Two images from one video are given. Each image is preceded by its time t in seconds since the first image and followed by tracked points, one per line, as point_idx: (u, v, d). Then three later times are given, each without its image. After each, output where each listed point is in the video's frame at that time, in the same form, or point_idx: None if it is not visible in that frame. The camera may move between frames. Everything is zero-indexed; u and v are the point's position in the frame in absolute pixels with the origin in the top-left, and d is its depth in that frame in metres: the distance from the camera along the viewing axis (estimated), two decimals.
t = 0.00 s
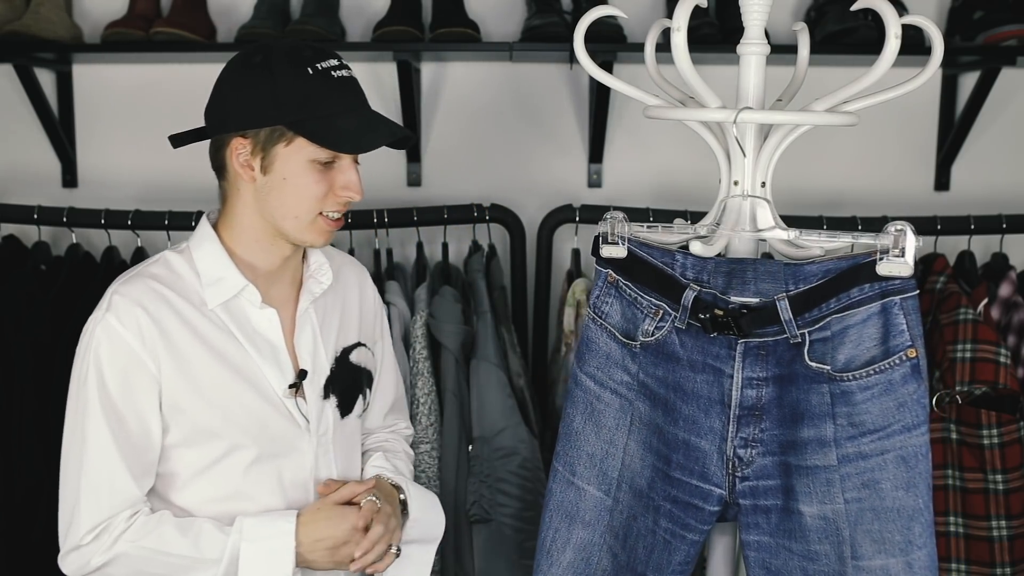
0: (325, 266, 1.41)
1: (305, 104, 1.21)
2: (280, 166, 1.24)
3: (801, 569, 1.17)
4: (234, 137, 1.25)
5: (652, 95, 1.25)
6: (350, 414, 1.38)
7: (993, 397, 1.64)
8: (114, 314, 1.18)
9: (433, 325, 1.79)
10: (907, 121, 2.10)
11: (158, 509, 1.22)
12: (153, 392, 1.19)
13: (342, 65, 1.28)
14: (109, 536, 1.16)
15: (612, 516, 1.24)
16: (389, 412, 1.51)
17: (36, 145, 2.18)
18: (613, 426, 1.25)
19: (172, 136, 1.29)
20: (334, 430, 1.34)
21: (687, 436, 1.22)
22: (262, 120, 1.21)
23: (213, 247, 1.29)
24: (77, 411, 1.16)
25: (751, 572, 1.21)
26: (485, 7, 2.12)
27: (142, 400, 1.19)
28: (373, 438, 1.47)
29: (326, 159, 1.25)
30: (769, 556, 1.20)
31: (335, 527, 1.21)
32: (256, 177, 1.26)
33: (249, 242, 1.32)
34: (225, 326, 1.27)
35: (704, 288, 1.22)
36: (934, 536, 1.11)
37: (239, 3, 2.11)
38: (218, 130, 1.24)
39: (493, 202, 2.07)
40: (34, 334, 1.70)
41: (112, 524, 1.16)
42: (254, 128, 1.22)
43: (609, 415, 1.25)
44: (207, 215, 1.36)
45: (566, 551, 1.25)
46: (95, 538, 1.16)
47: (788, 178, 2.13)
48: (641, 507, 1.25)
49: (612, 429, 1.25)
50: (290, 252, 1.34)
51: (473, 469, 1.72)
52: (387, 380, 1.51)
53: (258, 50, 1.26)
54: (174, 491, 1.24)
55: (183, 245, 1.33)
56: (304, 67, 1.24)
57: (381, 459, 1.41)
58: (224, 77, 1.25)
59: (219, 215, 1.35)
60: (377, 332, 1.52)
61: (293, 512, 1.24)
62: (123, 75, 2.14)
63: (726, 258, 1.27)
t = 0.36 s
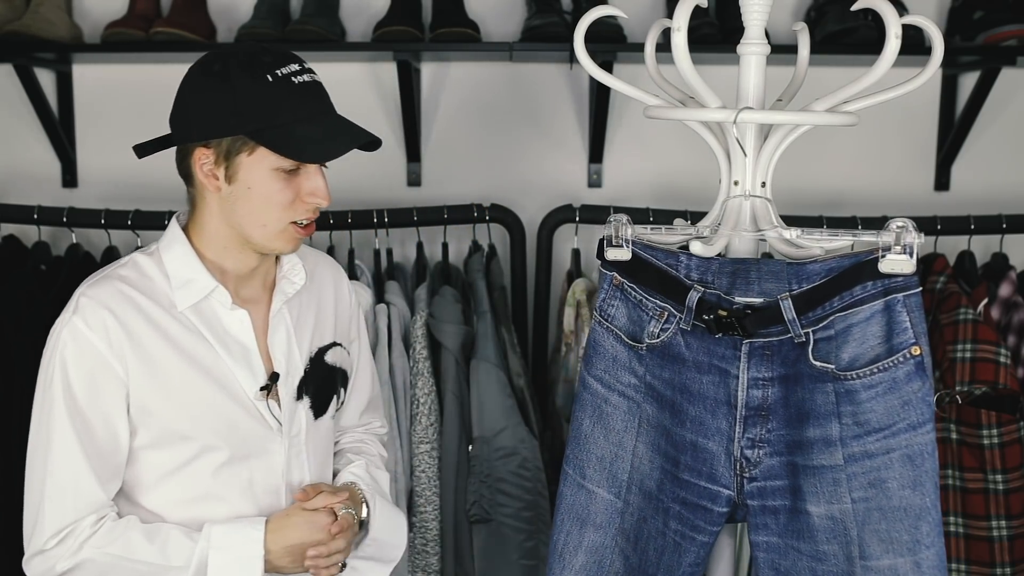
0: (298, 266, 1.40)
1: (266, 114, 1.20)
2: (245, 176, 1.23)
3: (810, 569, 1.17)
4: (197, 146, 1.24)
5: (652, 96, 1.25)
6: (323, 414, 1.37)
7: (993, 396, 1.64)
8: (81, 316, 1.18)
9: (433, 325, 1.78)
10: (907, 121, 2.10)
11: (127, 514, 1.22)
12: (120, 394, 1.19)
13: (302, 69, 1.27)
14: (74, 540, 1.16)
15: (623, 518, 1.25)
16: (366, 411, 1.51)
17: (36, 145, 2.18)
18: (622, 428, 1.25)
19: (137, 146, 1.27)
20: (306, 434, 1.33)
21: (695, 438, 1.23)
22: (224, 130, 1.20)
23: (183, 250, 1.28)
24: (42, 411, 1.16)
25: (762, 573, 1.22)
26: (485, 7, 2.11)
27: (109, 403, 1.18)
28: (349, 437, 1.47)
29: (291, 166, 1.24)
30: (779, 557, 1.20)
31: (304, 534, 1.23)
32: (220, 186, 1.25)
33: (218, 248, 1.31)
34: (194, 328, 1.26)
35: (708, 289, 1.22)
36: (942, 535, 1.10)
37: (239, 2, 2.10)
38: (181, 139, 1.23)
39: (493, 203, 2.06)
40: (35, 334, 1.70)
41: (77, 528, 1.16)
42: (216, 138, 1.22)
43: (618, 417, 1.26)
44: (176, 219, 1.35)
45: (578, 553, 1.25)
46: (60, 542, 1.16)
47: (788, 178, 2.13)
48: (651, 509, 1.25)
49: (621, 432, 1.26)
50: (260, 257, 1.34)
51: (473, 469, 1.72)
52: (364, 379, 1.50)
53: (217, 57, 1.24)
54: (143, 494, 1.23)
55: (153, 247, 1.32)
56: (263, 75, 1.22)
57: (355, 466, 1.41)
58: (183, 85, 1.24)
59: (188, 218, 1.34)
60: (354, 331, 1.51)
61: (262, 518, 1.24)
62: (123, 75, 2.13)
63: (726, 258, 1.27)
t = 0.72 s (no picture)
0: (272, 268, 1.40)
1: (234, 122, 1.20)
2: (214, 183, 1.23)
3: (810, 569, 1.18)
4: (166, 152, 1.23)
5: (652, 95, 1.25)
6: (301, 417, 1.37)
7: (993, 396, 1.64)
8: (50, 325, 1.17)
9: (433, 325, 1.78)
10: (907, 121, 2.10)
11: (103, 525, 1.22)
12: (93, 403, 1.18)
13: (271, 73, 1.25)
14: (50, 552, 1.16)
15: (625, 516, 1.26)
16: (345, 410, 1.51)
17: (36, 145, 2.18)
18: (625, 427, 1.26)
19: (107, 147, 1.26)
20: (283, 438, 1.33)
21: (696, 437, 1.22)
22: (191, 137, 1.19)
23: (155, 255, 1.27)
24: (15, 420, 1.16)
25: (762, 572, 1.22)
26: (485, 7, 2.11)
27: (80, 412, 1.17)
28: (328, 437, 1.47)
29: (260, 174, 1.24)
30: (779, 557, 1.20)
31: (284, 547, 1.23)
32: (189, 193, 1.25)
33: (190, 253, 1.31)
34: (166, 334, 1.25)
35: (709, 289, 1.22)
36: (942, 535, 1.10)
37: (239, 2, 2.10)
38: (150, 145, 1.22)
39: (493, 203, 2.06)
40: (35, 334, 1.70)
41: (53, 539, 1.16)
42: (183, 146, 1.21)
43: (621, 416, 1.26)
44: (147, 223, 1.34)
45: (581, 551, 1.26)
46: (35, 553, 1.16)
47: (788, 178, 2.13)
48: (653, 508, 1.26)
49: (623, 430, 1.26)
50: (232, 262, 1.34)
51: (473, 469, 1.72)
52: (342, 378, 1.52)
53: (187, 61, 1.23)
54: (118, 501, 1.23)
55: (123, 252, 1.32)
56: (232, 81, 1.21)
57: (333, 471, 1.40)
58: (153, 88, 1.24)
59: (159, 222, 1.34)
60: (331, 333, 1.52)
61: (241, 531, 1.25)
62: (123, 75, 2.13)
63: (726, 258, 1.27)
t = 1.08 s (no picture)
0: (252, 269, 1.39)
1: (211, 127, 1.18)
2: (193, 188, 1.22)
3: (801, 568, 1.18)
4: (144, 157, 1.22)
5: (652, 95, 1.25)
6: (286, 418, 1.37)
7: (993, 396, 1.64)
8: (28, 333, 1.16)
9: (432, 324, 1.79)
10: (907, 121, 2.10)
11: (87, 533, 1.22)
12: (73, 408, 1.18)
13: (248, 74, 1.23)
14: (34, 560, 1.15)
15: (619, 513, 1.26)
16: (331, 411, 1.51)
17: (36, 145, 2.18)
18: (619, 423, 1.26)
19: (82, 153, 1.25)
20: (268, 439, 1.33)
21: (690, 436, 1.22)
22: (169, 142, 1.18)
23: (131, 259, 1.26)
24: None
25: (753, 571, 1.22)
26: (485, 7, 2.12)
27: (59, 419, 1.17)
28: (313, 438, 1.47)
29: (240, 178, 1.23)
30: (770, 556, 1.20)
31: (269, 553, 1.23)
32: (167, 196, 1.24)
33: (169, 257, 1.30)
34: (146, 338, 1.25)
35: (706, 288, 1.21)
36: (934, 538, 1.10)
37: (239, 3, 2.11)
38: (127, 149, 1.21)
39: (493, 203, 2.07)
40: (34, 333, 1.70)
41: (36, 547, 1.15)
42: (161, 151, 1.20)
43: (615, 413, 1.26)
44: (125, 226, 1.33)
45: (574, 547, 1.27)
46: (19, 561, 1.16)
47: (788, 178, 2.13)
48: (646, 505, 1.26)
49: (618, 427, 1.26)
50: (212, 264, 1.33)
51: (473, 469, 1.72)
52: (327, 378, 1.51)
53: (162, 63, 1.21)
54: (101, 506, 1.23)
55: (101, 256, 1.31)
56: (208, 85, 1.20)
57: (316, 474, 1.40)
58: (129, 91, 1.22)
59: (137, 225, 1.33)
60: (315, 332, 1.51)
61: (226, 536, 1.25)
62: (123, 75, 2.14)
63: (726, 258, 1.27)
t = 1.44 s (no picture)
0: (240, 268, 1.39)
1: (202, 119, 1.19)
2: (183, 181, 1.22)
3: (800, 569, 1.18)
4: (132, 153, 1.22)
5: (652, 95, 1.25)
6: (276, 416, 1.37)
7: (993, 396, 1.64)
8: (17, 333, 1.15)
9: (432, 323, 1.79)
10: (907, 121, 2.10)
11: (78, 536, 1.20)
12: (62, 411, 1.16)
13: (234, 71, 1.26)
14: (28, 563, 1.13)
15: (618, 513, 1.26)
16: (318, 411, 1.52)
17: (36, 145, 2.18)
18: (619, 423, 1.26)
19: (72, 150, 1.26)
20: (259, 437, 1.32)
21: (689, 436, 1.22)
22: (159, 137, 1.19)
23: (119, 260, 1.26)
24: None
25: (752, 572, 1.22)
26: (485, 7, 2.12)
27: (50, 421, 1.15)
28: (302, 438, 1.48)
29: (230, 171, 1.23)
30: (770, 556, 1.20)
31: (262, 555, 1.22)
32: (156, 191, 1.23)
33: (158, 255, 1.30)
34: (136, 338, 1.24)
35: (706, 288, 1.21)
36: (933, 539, 1.10)
37: (239, 3, 2.11)
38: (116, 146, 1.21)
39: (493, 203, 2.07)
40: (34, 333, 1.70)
41: (30, 549, 1.14)
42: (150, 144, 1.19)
43: (615, 413, 1.26)
44: (112, 227, 1.32)
45: (573, 547, 1.27)
46: (11, 564, 1.14)
47: (787, 178, 2.13)
48: (645, 505, 1.26)
49: (618, 427, 1.26)
50: (200, 262, 1.32)
51: (473, 469, 1.72)
52: (314, 377, 1.51)
53: (149, 60, 1.22)
54: (93, 507, 1.22)
55: (88, 258, 1.30)
56: (198, 79, 1.21)
57: (309, 470, 1.40)
58: (115, 90, 1.23)
59: (124, 226, 1.32)
60: (302, 331, 1.51)
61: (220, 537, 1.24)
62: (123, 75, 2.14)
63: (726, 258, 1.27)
